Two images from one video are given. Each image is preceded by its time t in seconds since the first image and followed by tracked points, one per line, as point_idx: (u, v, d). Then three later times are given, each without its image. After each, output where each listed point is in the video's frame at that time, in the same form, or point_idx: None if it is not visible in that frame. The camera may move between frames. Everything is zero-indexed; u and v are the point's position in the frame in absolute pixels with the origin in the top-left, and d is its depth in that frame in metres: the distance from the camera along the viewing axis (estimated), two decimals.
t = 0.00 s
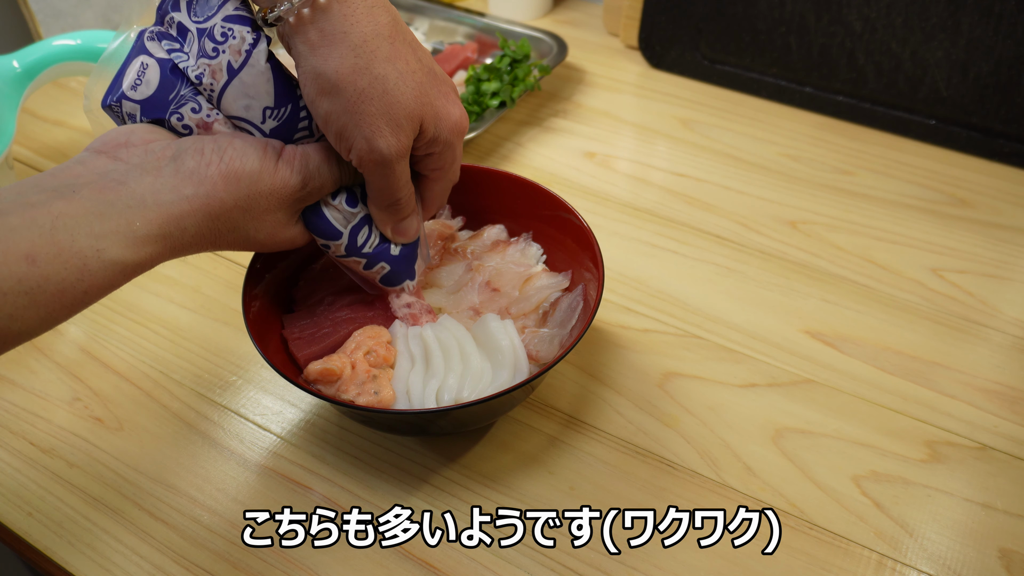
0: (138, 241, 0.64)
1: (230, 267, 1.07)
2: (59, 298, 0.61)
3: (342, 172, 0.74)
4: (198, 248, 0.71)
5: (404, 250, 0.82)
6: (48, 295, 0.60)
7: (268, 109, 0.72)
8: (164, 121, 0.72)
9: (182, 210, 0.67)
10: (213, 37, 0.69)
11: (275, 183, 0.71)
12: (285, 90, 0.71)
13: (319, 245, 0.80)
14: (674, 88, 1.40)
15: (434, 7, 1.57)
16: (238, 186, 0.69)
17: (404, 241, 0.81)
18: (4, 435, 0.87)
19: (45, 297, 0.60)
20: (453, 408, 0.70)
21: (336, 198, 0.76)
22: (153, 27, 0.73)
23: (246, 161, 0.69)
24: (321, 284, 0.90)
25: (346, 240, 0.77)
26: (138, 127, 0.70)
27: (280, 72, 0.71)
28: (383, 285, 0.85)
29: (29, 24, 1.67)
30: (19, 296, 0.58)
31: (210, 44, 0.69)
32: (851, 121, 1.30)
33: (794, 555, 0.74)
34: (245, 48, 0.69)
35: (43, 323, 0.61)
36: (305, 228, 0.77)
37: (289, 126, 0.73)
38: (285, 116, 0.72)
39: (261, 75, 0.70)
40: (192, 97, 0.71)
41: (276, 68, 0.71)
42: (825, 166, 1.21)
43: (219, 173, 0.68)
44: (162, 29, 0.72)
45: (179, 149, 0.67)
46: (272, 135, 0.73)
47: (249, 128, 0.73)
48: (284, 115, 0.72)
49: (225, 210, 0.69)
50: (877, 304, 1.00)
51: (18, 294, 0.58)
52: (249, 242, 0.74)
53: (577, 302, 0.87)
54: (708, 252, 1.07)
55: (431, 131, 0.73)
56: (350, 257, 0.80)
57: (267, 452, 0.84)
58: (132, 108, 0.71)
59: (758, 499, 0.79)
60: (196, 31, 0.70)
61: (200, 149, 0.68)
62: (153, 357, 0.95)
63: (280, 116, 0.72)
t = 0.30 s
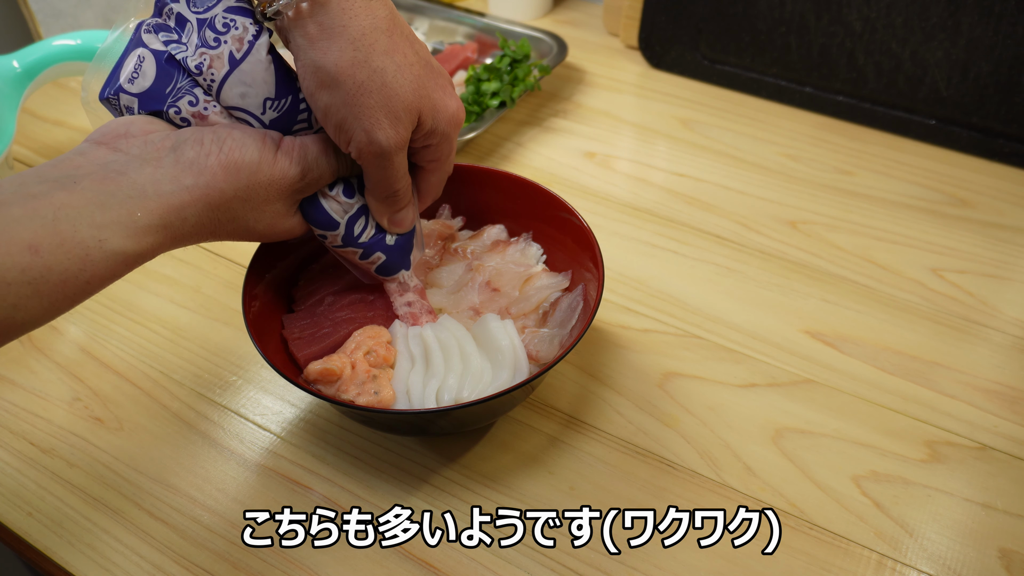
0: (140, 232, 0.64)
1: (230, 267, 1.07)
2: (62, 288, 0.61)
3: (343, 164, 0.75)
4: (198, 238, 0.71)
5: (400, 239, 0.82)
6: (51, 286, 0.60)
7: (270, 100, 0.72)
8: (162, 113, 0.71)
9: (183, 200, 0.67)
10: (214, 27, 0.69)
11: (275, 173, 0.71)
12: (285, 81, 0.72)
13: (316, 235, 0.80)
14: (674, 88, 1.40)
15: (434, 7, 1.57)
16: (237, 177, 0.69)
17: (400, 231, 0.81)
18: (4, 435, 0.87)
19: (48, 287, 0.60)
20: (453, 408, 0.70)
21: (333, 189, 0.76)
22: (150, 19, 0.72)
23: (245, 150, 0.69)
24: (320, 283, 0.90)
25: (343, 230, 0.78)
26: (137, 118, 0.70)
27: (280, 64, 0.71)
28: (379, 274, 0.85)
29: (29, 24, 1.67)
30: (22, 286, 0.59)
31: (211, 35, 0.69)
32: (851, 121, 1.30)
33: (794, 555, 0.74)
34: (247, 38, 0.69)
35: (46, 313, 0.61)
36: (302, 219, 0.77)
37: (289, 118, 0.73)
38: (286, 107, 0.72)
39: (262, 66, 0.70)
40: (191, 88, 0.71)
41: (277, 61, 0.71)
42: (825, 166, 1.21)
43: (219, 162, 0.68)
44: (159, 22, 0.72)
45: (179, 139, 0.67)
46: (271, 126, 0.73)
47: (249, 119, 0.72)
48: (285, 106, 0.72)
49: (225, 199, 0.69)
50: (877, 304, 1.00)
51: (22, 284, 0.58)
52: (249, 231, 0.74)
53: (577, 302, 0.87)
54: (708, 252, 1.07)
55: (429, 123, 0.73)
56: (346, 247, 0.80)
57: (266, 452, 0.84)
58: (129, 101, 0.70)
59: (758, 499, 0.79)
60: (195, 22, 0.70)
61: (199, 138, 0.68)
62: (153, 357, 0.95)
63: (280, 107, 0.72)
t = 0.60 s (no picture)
0: (153, 232, 0.64)
1: (230, 267, 1.07)
2: (77, 288, 0.61)
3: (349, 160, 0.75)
4: (209, 238, 0.71)
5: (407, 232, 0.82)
6: (66, 285, 0.60)
7: (278, 99, 0.72)
8: (170, 115, 0.71)
9: (195, 200, 0.67)
10: (221, 27, 0.69)
11: (285, 172, 0.71)
12: (292, 80, 0.72)
13: (325, 231, 0.80)
14: (674, 88, 1.40)
15: (434, 7, 1.57)
16: (248, 176, 0.69)
17: (406, 224, 0.82)
18: (4, 435, 0.87)
19: (63, 286, 0.60)
20: (453, 408, 0.70)
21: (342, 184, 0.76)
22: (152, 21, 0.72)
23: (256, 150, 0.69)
24: (320, 283, 0.90)
25: (352, 225, 0.78)
26: (146, 120, 0.70)
27: (287, 63, 0.72)
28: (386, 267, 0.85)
29: (29, 24, 1.67)
30: (38, 285, 0.59)
31: (218, 35, 0.69)
32: (851, 121, 1.30)
33: (794, 555, 0.74)
34: (255, 38, 0.70)
35: (61, 313, 0.62)
36: (313, 216, 0.77)
37: (296, 116, 0.73)
38: (294, 106, 0.73)
39: (270, 65, 0.71)
40: (198, 90, 0.71)
41: (284, 61, 0.72)
42: (825, 166, 1.21)
43: (230, 162, 0.68)
44: (162, 23, 0.71)
45: (189, 140, 0.67)
46: (279, 125, 0.73)
47: (256, 118, 0.72)
48: (292, 105, 0.73)
49: (236, 199, 0.69)
50: (877, 304, 1.00)
51: (38, 283, 0.59)
52: (260, 230, 0.74)
53: (577, 302, 0.87)
54: (708, 252, 1.07)
55: (436, 118, 0.73)
56: (355, 243, 0.80)
57: (266, 452, 0.84)
58: (136, 104, 0.71)
59: (757, 499, 0.79)
60: (201, 22, 0.70)
61: (209, 138, 0.68)
62: (152, 357, 0.95)
63: (288, 105, 0.72)
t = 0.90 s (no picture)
0: (156, 235, 0.64)
1: (230, 267, 1.07)
2: (80, 291, 0.61)
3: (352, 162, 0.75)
4: (212, 241, 0.71)
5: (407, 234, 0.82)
6: (69, 289, 0.60)
7: (281, 103, 0.72)
8: (172, 118, 0.71)
9: (197, 203, 0.67)
10: (225, 29, 0.69)
11: (287, 175, 0.71)
12: (296, 84, 0.72)
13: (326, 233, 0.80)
14: (674, 88, 1.40)
15: (434, 7, 1.57)
16: (251, 179, 0.69)
17: (408, 227, 0.82)
18: (4, 435, 0.87)
19: (66, 290, 0.60)
20: (453, 408, 0.70)
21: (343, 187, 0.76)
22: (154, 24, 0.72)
23: (258, 153, 0.69)
24: (320, 282, 0.90)
25: (353, 228, 0.78)
26: (149, 122, 0.70)
27: (291, 67, 0.72)
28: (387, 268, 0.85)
29: (29, 23, 1.67)
30: (41, 288, 0.58)
31: (221, 37, 0.69)
32: (851, 121, 1.30)
33: (794, 555, 0.74)
34: (259, 42, 0.70)
35: (63, 316, 0.61)
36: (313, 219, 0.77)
37: (299, 119, 0.73)
38: (297, 109, 0.73)
39: (275, 69, 0.71)
40: (201, 93, 0.71)
41: (288, 65, 0.72)
42: (825, 166, 1.21)
43: (233, 165, 0.68)
44: (165, 26, 0.71)
45: (192, 143, 0.68)
46: (282, 128, 0.73)
47: (259, 121, 0.72)
48: (295, 108, 0.73)
49: (239, 202, 0.69)
50: (877, 304, 1.00)
51: (41, 287, 0.58)
52: (262, 233, 0.74)
53: (577, 302, 0.87)
54: (708, 252, 1.07)
55: (439, 120, 0.73)
56: (356, 245, 0.80)
57: (267, 452, 0.84)
58: (138, 108, 0.71)
59: (757, 499, 0.79)
60: (204, 24, 0.70)
61: (212, 142, 0.68)
62: (152, 357, 0.95)
63: (291, 108, 0.72)
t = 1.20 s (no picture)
0: (145, 239, 0.64)
1: (230, 267, 1.07)
2: (68, 296, 0.61)
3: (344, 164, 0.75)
4: (202, 243, 0.71)
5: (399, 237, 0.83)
6: (57, 294, 0.60)
7: (275, 104, 0.72)
8: (162, 118, 0.71)
9: (187, 206, 0.66)
10: (219, 28, 0.69)
11: (278, 177, 0.71)
12: (289, 85, 0.72)
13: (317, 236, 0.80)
14: (674, 88, 1.40)
15: (434, 7, 1.57)
16: (241, 181, 0.69)
17: (399, 229, 0.82)
18: (4, 435, 0.87)
19: (54, 295, 0.60)
20: (453, 408, 0.70)
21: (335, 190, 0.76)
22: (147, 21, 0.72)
23: (249, 155, 0.69)
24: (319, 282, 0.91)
25: (345, 231, 0.78)
26: (138, 123, 0.70)
27: (284, 68, 0.72)
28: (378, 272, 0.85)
29: (29, 23, 1.67)
30: (29, 294, 0.58)
31: (215, 36, 0.69)
32: (851, 121, 1.30)
33: (794, 555, 0.74)
34: (252, 41, 0.70)
35: (51, 320, 0.61)
36: (305, 221, 0.77)
37: (293, 120, 0.74)
38: (290, 110, 0.73)
39: (269, 70, 0.71)
40: (192, 93, 0.71)
41: (282, 66, 0.72)
42: (826, 166, 1.21)
43: (222, 167, 0.68)
44: (157, 24, 0.71)
45: (182, 145, 0.67)
46: (274, 129, 0.74)
47: (253, 122, 0.73)
48: (288, 109, 0.73)
49: (228, 204, 0.69)
50: (877, 304, 1.00)
51: (28, 292, 0.58)
52: (251, 234, 0.74)
53: (577, 302, 0.87)
54: (708, 252, 1.07)
55: (433, 124, 0.73)
56: (347, 248, 0.80)
57: (267, 452, 0.84)
58: (127, 108, 0.71)
59: (757, 499, 0.79)
60: (198, 22, 0.70)
61: (202, 143, 0.68)
62: (153, 357, 0.95)
63: (284, 110, 0.73)
